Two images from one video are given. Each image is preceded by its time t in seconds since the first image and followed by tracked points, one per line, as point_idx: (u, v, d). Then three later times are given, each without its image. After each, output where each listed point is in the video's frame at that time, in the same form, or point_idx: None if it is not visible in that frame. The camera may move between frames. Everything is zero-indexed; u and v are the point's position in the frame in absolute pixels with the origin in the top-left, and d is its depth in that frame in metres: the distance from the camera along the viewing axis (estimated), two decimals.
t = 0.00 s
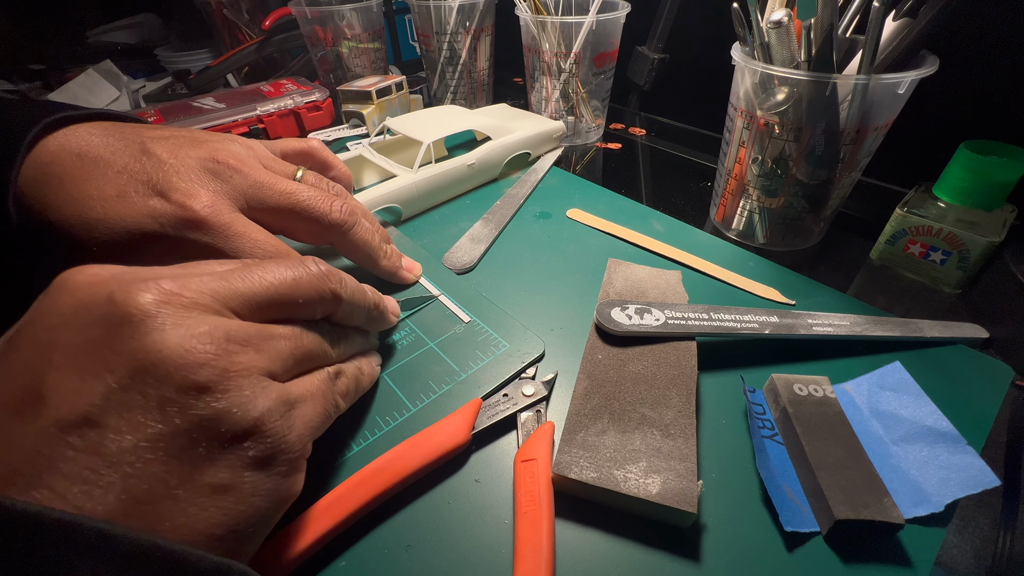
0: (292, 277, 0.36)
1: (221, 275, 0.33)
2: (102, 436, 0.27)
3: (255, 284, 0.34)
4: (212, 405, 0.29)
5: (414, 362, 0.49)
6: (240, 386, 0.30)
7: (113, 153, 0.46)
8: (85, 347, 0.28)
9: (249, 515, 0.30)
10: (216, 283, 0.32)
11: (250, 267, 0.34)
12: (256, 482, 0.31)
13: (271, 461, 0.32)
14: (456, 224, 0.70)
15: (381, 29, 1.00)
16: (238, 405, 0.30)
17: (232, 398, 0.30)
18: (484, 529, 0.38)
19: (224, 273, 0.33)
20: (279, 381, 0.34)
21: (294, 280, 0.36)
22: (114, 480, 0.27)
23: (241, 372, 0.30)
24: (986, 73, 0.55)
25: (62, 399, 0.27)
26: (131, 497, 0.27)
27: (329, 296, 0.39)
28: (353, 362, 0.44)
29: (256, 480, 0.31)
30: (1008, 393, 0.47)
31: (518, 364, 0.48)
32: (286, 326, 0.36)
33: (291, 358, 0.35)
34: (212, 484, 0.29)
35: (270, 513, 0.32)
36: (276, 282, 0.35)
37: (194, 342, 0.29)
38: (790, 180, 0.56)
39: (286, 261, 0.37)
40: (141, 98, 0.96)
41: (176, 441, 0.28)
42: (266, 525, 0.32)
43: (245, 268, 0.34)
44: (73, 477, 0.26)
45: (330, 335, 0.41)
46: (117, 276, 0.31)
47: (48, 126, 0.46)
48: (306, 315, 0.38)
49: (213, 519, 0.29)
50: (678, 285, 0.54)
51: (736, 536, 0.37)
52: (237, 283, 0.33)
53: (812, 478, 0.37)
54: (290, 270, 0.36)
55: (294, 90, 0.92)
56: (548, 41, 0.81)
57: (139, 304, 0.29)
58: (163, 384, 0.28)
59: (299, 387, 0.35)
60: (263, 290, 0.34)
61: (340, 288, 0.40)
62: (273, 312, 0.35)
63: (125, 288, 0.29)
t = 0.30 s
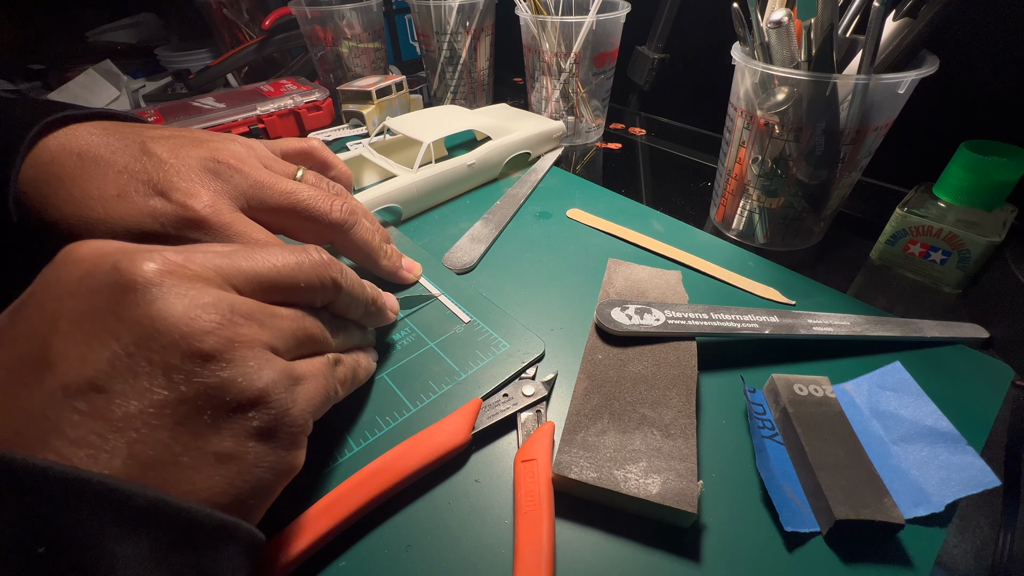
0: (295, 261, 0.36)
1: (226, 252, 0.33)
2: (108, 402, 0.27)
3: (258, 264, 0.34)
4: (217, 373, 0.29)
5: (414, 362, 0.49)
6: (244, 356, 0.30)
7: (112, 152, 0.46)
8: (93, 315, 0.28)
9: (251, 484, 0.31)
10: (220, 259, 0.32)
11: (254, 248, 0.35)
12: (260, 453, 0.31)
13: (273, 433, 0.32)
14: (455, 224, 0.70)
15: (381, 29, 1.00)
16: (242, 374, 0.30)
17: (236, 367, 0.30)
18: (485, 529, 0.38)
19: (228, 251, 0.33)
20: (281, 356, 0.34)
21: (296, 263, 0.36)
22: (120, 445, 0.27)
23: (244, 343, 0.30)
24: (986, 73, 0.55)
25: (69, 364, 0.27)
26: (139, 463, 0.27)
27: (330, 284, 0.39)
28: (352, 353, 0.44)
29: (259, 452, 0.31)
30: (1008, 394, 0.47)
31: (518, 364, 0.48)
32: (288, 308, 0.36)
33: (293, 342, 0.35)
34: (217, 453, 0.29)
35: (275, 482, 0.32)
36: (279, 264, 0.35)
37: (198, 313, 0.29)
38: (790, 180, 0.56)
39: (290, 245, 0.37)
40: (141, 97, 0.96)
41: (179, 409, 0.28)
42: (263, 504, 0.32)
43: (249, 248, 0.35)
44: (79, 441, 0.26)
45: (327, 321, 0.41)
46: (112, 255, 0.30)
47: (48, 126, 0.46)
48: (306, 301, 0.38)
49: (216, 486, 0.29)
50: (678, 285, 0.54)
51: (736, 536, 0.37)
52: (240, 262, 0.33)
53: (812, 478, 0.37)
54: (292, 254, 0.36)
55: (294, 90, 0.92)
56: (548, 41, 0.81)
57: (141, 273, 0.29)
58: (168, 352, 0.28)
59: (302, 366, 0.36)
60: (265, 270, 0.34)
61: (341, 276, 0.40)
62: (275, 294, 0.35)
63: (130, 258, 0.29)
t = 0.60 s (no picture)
0: (293, 271, 0.36)
1: (224, 267, 0.33)
2: (109, 421, 0.27)
3: (255, 276, 0.34)
4: (217, 390, 0.29)
5: (414, 362, 0.49)
6: (244, 370, 0.30)
7: (129, 133, 0.46)
8: (92, 334, 0.28)
9: (256, 499, 0.31)
10: (217, 274, 0.33)
11: (250, 260, 0.35)
12: (264, 465, 0.31)
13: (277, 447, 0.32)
14: (455, 224, 0.70)
15: (381, 29, 1.00)
16: (242, 390, 0.30)
17: (236, 381, 0.30)
18: (485, 529, 0.38)
19: (226, 266, 0.34)
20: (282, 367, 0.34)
21: (292, 273, 0.36)
22: (122, 464, 0.27)
23: (246, 356, 0.31)
24: (985, 73, 0.55)
25: (68, 386, 0.27)
26: (142, 481, 0.27)
27: (329, 293, 0.39)
28: (355, 361, 0.44)
29: (264, 464, 0.31)
30: (1008, 394, 0.47)
31: (518, 364, 0.48)
32: (288, 319, 0.36)
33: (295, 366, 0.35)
34: (221, 469, 0.29)
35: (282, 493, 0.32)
36: (275, 274, 0.35)
37: (198, 328, 0.29)
38: (790, 180, 0.56)
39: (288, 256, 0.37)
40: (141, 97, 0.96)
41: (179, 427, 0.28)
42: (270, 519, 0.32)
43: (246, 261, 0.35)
44: (81, 462, 0.26)
45: (330, 331, 0.41)
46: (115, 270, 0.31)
47: (59, 108, 0.46)
48: (306, 311, 0.38)
49: (220, 503, 0.29)
50: (678, 285, 0.54)
51: (736, 536, 0.37)
52: (238, 275, 0.34)
53: (812, 478, 0.37)
54: (289, 264, 0.36)
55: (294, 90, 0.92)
56: (548, 41, 0.81)
57: (138, 291, 0.29)
58: (167, 369, 0.28)
59: (306, 376, 0.36)
60: (262, 281, 0.34)
61: (339, 284, 0.40)
62: (274, 305, 0.35)
63: (125, 276, 0.30)
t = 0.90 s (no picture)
0: (292, 267, 0.36)
1: (224, 263, 0.33)
2: (107, 412, 0.27)
3: (256, 271, 0.34)
4: (216, 382, 0.29)
5: (414, 362, 0.49)
6: (245, 362, 0.30)
7: (144, 139, 0.46)
8: (91, 326, 0.28)
9: (255, 492, 0.30)
10: (218, 269, 0.33)
11: (251, 256, 0.35)
12: (261, 458, 0.31)
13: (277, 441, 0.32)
14: (455, 224, 0.70)
15: (381, 29, 1.00)
16: (241, 382, 0.30)
17: (235, 373, 0.30)
18: (485, 529, 0.38)
19: (226, 261, 0.34)
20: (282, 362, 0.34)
21: (292, 269, 0.36)
22: (120, 455, 0.26)
23: (245, 350, 0.31)
24: (985, 73, 0.55)
25: (67, 377, 0.27)
26: (140, 473, 0.27)
27: (329, 289, 0.39)
28: (355, 358, 0.44)
29: (263, 458, 0.31)
30: (1008, 394, 0.47)
31: (518, 364, 0.48)
32: (288, 315, 0.36)
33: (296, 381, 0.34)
34: (220, 461, 0.29)
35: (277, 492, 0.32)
36: (276, 270, 0.35)
37: (200, 323, 0.29)
38: (790, 180, 0.56)
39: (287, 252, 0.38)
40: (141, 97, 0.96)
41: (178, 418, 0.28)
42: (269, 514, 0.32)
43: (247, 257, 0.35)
44: (78, 453, 0.26)
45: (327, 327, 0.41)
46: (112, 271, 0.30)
47: (71, 110, 0.46)
48: (305, 307, 0.38)
49: (219, 495, 0.29)
50: (678, 285, 0.54)
51: (736, 536, 0.37)
52: (238, 269, 0.34)
53: (812, 478, 0.37)
54: (288, 260, 0.37)
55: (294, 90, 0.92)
56: (548, 41, 0.81)
57: (140, 283, 0.29)
58: (166, 361, 0.28)
59: (305, 371, 0.36)
60: (262, 276, 0.35)
61: (339, 280, 0.40)
62: (274, 301, 0.36)
63: (129, 268, 0.30)
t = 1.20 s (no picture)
0: (292, 254, 0.37)
1: (227, 248, 0.34)
2: (109, 383, 0.27)
3: (257, 257, 0.35)
4: (217, 357, 0.29)
5: (414, 362, 0.49)
6: (245, 341, 0.31)
7: (145, 137, 0.45)
8: (91, 300, 0.28)
9: (254, 470, 0.31)
10: (221, 253, 0.33)
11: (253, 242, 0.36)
12: (260, 434, 0.31)
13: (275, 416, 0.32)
14: (456, 224, 0.70)
15: (381, 29, 1.00)
16: (242, 358, 0.30)
17: (236, 350, 0.30)
18: (485, 529, 0.38)
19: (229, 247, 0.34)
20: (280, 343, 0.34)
21: (292, 256, 0.37)
22: (120, 426, 0.26)
23: (244, 327, 0.31)
24: (986, 73, 0.55)
25: (68, 347, 0.27)
26: (139, 445, 0.27)
27: (328, 278, 0.39)
28: (354, 350, 0.44)
29: (261, 434, 0.31)
30: (1009, 394, 0.47)
31: (518, 364, 0.48)
32: (288, 302, 0.37)
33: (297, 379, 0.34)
34: (220, 437, 0.29)
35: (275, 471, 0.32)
36: (276, 256, 0.36)
37: (201, 302, 0.30)
38: (790, 180, 0.56)
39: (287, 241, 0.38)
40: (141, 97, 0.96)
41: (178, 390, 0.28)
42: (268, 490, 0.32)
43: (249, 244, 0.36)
44: (78, 422, 0.26)
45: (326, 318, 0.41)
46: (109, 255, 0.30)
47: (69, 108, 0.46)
48: (305, 296, 0.39)
49: (218, 471, 0.29)
50: (678, 285, 0.54)
51: (736, 536, 0.37)
52: (240, 255, 0.34)
53: (812, 478, 0.37)
54: (288, 248, 0.37)
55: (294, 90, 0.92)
56: (548, 41, 0.81)
57: (141, 259, 0.29)
58: (168, 335, 0.28)
59: (306, 357, 0.36)
60: (263, 261, 0.35)
61: (338, 270, 0.40)
62: (274, 287, 0.36)
63: (131, 246, 0.30)
